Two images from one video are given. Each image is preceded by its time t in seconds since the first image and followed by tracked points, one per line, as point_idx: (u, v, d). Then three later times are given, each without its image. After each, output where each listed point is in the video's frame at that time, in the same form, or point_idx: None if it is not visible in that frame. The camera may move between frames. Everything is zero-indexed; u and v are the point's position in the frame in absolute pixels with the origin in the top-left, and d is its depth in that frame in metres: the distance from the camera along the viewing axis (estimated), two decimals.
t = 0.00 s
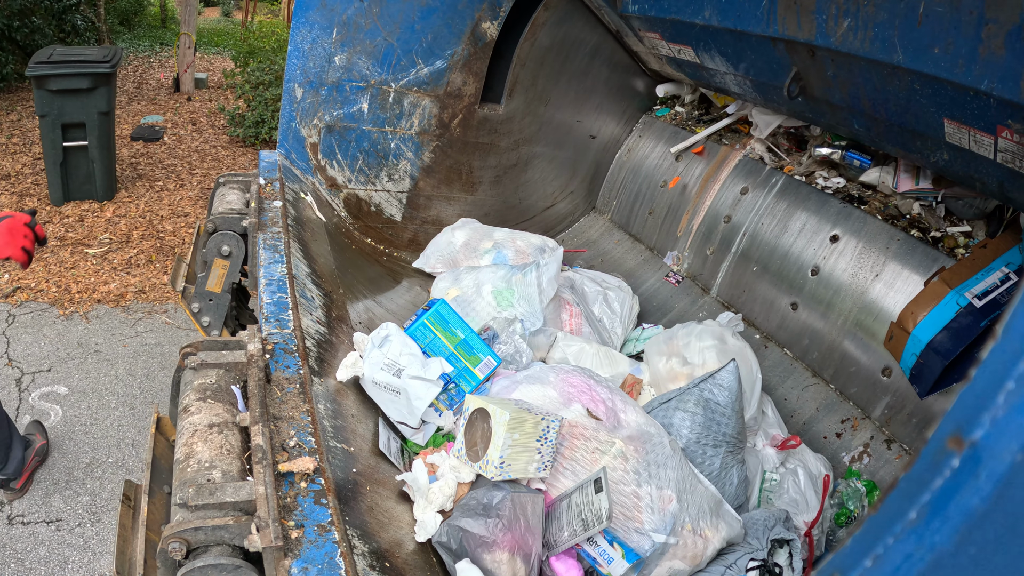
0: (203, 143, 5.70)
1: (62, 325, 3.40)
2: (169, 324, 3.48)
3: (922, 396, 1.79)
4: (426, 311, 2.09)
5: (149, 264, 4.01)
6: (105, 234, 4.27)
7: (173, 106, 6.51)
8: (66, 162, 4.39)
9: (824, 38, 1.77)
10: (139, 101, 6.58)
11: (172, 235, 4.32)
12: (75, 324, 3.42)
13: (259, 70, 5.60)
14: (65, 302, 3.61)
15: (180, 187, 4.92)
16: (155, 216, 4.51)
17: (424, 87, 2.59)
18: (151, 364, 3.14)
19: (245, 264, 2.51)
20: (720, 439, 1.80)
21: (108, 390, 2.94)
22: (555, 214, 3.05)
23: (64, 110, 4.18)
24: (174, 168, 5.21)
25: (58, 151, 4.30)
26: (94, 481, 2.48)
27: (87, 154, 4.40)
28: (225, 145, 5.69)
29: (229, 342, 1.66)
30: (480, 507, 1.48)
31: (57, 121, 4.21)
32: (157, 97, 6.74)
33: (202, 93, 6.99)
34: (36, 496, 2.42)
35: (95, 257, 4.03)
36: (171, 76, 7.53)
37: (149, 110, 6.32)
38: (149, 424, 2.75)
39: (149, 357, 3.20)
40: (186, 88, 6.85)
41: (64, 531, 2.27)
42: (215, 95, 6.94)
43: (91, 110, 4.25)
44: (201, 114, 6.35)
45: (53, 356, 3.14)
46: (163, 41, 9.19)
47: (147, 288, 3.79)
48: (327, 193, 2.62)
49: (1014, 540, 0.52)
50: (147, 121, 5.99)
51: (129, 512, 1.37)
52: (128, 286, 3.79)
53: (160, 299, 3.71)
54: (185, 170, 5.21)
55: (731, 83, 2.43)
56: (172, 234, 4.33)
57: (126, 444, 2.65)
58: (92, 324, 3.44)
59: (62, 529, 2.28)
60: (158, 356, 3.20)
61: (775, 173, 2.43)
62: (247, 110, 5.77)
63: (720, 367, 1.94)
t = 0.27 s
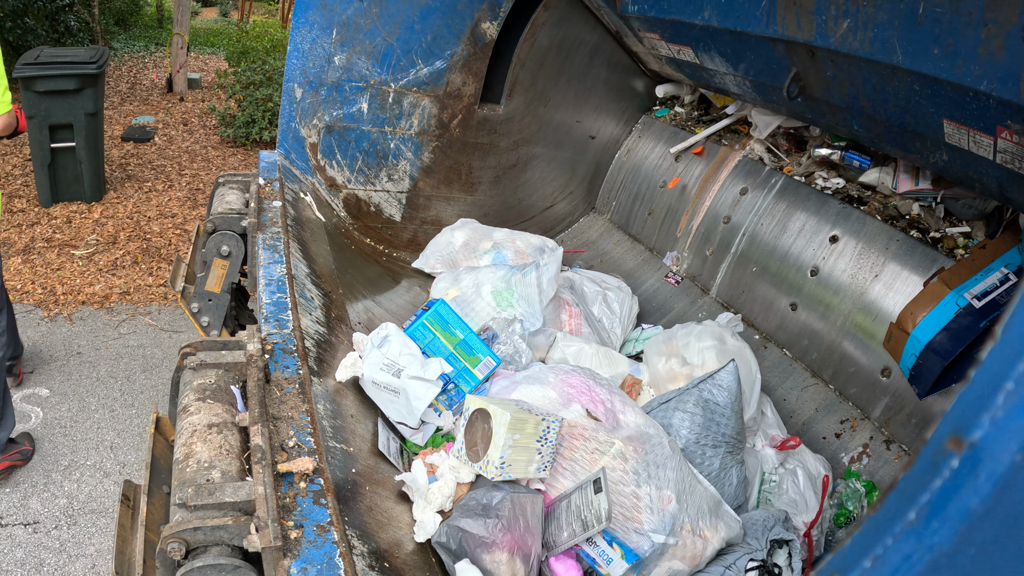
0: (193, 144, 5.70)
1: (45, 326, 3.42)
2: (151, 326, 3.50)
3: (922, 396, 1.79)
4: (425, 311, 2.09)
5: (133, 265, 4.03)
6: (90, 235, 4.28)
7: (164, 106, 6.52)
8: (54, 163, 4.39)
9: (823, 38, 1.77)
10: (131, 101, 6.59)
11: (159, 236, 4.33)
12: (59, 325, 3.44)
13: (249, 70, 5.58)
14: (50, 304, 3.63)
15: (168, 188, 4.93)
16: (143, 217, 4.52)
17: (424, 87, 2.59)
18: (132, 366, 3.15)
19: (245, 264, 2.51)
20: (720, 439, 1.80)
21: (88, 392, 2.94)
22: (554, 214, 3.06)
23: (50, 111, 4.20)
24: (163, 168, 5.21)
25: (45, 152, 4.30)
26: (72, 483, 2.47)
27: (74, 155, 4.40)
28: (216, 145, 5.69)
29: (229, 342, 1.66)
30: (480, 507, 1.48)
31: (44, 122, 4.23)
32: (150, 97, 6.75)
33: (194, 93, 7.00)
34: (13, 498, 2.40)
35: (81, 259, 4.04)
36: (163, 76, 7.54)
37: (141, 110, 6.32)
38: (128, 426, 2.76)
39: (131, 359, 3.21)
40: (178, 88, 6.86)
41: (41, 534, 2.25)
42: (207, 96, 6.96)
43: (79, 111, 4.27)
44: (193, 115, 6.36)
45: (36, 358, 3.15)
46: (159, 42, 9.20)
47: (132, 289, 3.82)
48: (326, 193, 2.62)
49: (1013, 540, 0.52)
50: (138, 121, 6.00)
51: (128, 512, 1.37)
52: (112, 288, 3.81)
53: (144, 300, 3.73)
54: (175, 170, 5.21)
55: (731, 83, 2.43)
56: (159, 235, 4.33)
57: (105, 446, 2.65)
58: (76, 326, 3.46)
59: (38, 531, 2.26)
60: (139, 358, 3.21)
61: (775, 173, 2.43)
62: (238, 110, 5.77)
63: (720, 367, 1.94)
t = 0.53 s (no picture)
0: (191, 143, 5.70)
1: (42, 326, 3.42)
2: (148, 325, 3.50)
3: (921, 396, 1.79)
4: (425, 311, 2.09)
5: (130, 264, 4.03)
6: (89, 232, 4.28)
7: (163, 106, 6.52)
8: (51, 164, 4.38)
9: (823, 38, 1.77)
10: (130, 101, 6.59)
11: (156, 235, 4.34)
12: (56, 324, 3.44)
13: (248, 69, 5.56)
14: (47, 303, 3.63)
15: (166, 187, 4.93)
16: (140, 216, 4.52)
17: (424, 87, 2.59)
18: (128, 366, 3.15)
19: (245, 264, 2.51)
20: (719, 439, 1.80)
21: (85, 392, 2.95)
22: (554, 214, 3.06)
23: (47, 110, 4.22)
24: (161, 168, 5.21)
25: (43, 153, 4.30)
26: (67, 483, 2.46)
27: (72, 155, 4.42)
28: (213, 145, 5.69)
29: (229, 342, 1.66)
30: (480, 507, 1.48)
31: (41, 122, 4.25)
32: (149, 97, 6.75)
33: (193, 93, 7.01)
34: (9, 497, 2.39)
35: (79, 258, 4.04)
36: (162, 76, 7.54)
37: (140, 110, 6.32)
38: (125, 426, 2.76)
39: (127, 358, 3.21)
40: (177, 87, 6.86)
41: (36, 533, 2.25)
42: (206, 96, 6.96)
43: (75, 111, 4.28)
44: (191, 114, 6.36)
45: (32, 358, 3.15)
46: (157, 42, 9.20)
47: (129, 289, 3.82)
48: (326, 193, 2.61)
49: (1012, 540, 0.52)
50: (137, 121, 5.99)
51: (128, 512, 1.37)
52: (110, 287, 3.82)
53: (141, 299, 3.74)
54: (173, 170, 5.20)
55: (731, 83, 2.43)
56: (156, 235, 4.34)
57: (101, 446, 2.65)
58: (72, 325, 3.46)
59: (33, 531, 2.26)
60: (136, 357, 3.22)
61: (775, 173, 2.43)
62: (236, 110, 5.76)
63: (720, 367, 1.94)
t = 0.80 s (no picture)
0: (191, 142, 5.70)
1: (42, 324, 3.42)
2: (148, 323, 3.50)
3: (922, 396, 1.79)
4: (425, 311, 2.09)
5: (130, 261, 4.03)
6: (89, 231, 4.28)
7: (163, 104, 6.52)
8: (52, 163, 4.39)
9: (823, 38, 1.77)
10: (130, 100, 6.59)
11: (156, 234, 4.34)
12: (55, 322, 3.44)
13: (248, 69, 5.55)
14: (47, 301, 3.62)
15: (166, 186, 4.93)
16: (141, 215, 4.51)
17: (424, 87, 2.59)
18: (128, 363, 3.15)
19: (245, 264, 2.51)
20: (720, 439, 1.80)
21: (85, 389, 2.95)
22: (554, 214, 3.06)
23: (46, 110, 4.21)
24: (161, 166, 5.21)
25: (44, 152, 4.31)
26: (67, 481, 2.46)
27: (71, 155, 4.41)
28: (213, 144, 5.69)
29: (229, 342, 1.66)
30: (480, 507, 1.48)
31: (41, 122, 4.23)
32: (149, 96, 6.75)
33: (193, 92, 7.00)
34: (8, 495, 2.39)
35: (79, 256, 4.04)
36: (162, 75, 7.54)
37: (140, 109, 6.32)
38: (124, 423, 2.76)
39: (128, 356, 3.21)
40: (178, 86, 6.85)
41: (35, 531, 2.25)
42: (206, 94, 6.97)
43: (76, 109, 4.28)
44: (191, 113, 6.36)
45: (32, 356, 3.15)
46: (157, 41, 9.20)
47: (130, 287, 3.82)
48: (326, 193, 2.61)
49: (1013, 540, 0.52)
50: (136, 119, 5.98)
51: (128, 511, 1.37)
52: (110, 284, 3.82)
53: (141, 298, 3.73)
54: (172, 168, 5.20)
55: (731, 83, 2.42)
56: (156, 233, 4.34)
57: (101, 443, 2.65)
58: (72, 323, 3.46)
59: (33, 529, 2.26)
60: (136, 355, 3.22)
61: (775, 173, 2.43)
62: (236, 109, 5.76)
63: (720, 367, 1.94)
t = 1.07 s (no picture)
0: (191, 143, 5.70)
1: (42, 325, 3.42)
2: (148, 324, 3.50)
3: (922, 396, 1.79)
4: (425, 312, 2.10)
5: (129, 262, 4.04)
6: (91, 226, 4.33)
7: (163, 105, 6.52)
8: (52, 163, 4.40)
9: (823, 38, 1.77)
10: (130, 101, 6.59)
11: (156, 235, 4.34)
12: (55, 323, 3.44)
13: (248, 69, 5.55)
14: (47, 302, 3.62)
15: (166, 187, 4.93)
16: (140, 216, 4.51)
17: (424, 87, 2.59)
18: (128, 365, 3.15)
19: (245, 264, 2.51)
20: (719, 439, 1.80)
21: (85, 391, 2.95)
22: (554, 214, 3.06)
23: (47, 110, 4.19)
24: (162, 167, 5.21)
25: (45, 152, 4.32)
26: (67, 482, 2.46)
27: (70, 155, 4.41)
28: (213, 145, 5.69)
29: (229, 343, 1.66)
30: (480, 507, 1.48)
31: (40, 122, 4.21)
32: (149, 96, 6.75)
33: (193, 92, 7.01)
34: (8, 496, 2.39)
35: (79, 258, 4.04)
36: (162, 76, 7.54)
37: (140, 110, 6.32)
38: (125, 425, 2.77)
39: (127, 357, 3.21)
40: (178, 87, 6.85)
41: (35, 532, 2.25)
42: (206, 95, 6.97)
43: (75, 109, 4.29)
44: (191, 114, 6.36)
45: (32, 357, 3.15)
46: (157, 42, 9.20)
47: (130, 288, 3.82)
48: (326, 193, 2.61)
49: (1012, 540, 0.52)
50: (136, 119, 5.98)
51: (128, 512, 1.37)
52: (110, 285, 3.82)
53: (142, 299, 3.74)
54: (172, 169, 5.20)
55: (731, 83, 2.42)
56: (156, 234, 4.34)
57: (101, 444, 2.65)
58: (72, 325, 3.46)
59: (33, 530, 2.26)
60: (136, 356, 3.22)
61: (775, 173, 2.43)
62: (236, 110, 5.76)
63: (720, 367, 1.94)
